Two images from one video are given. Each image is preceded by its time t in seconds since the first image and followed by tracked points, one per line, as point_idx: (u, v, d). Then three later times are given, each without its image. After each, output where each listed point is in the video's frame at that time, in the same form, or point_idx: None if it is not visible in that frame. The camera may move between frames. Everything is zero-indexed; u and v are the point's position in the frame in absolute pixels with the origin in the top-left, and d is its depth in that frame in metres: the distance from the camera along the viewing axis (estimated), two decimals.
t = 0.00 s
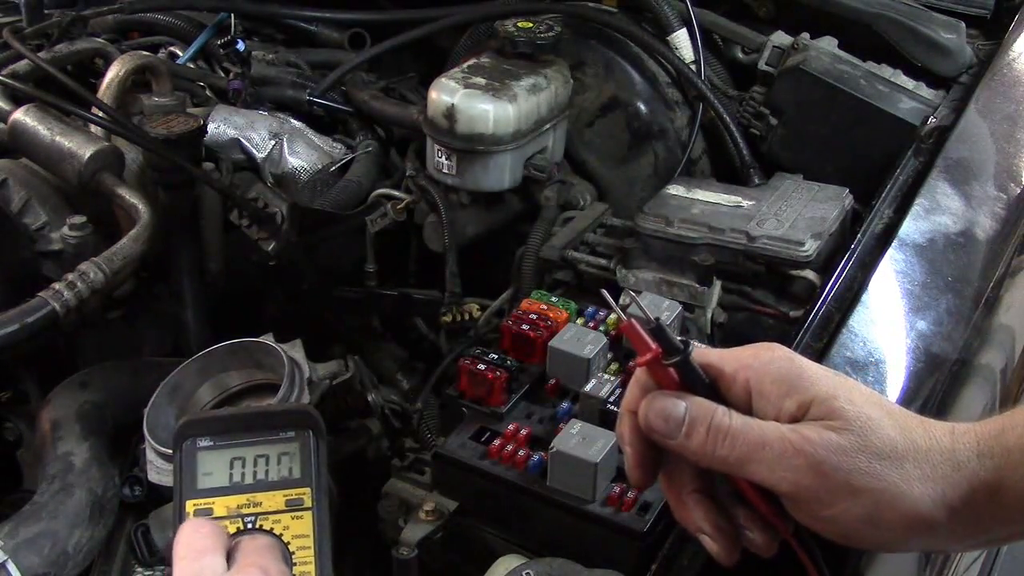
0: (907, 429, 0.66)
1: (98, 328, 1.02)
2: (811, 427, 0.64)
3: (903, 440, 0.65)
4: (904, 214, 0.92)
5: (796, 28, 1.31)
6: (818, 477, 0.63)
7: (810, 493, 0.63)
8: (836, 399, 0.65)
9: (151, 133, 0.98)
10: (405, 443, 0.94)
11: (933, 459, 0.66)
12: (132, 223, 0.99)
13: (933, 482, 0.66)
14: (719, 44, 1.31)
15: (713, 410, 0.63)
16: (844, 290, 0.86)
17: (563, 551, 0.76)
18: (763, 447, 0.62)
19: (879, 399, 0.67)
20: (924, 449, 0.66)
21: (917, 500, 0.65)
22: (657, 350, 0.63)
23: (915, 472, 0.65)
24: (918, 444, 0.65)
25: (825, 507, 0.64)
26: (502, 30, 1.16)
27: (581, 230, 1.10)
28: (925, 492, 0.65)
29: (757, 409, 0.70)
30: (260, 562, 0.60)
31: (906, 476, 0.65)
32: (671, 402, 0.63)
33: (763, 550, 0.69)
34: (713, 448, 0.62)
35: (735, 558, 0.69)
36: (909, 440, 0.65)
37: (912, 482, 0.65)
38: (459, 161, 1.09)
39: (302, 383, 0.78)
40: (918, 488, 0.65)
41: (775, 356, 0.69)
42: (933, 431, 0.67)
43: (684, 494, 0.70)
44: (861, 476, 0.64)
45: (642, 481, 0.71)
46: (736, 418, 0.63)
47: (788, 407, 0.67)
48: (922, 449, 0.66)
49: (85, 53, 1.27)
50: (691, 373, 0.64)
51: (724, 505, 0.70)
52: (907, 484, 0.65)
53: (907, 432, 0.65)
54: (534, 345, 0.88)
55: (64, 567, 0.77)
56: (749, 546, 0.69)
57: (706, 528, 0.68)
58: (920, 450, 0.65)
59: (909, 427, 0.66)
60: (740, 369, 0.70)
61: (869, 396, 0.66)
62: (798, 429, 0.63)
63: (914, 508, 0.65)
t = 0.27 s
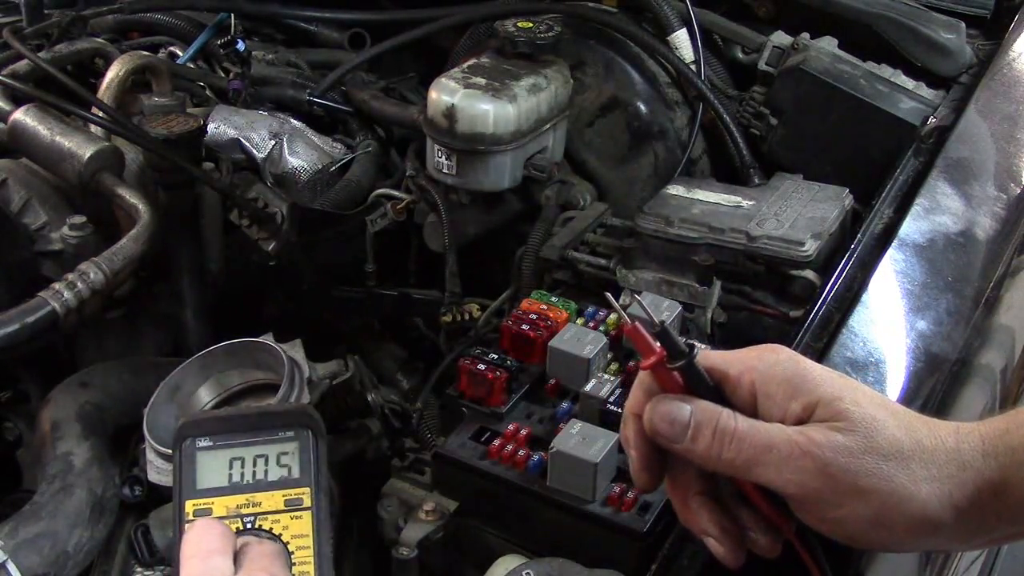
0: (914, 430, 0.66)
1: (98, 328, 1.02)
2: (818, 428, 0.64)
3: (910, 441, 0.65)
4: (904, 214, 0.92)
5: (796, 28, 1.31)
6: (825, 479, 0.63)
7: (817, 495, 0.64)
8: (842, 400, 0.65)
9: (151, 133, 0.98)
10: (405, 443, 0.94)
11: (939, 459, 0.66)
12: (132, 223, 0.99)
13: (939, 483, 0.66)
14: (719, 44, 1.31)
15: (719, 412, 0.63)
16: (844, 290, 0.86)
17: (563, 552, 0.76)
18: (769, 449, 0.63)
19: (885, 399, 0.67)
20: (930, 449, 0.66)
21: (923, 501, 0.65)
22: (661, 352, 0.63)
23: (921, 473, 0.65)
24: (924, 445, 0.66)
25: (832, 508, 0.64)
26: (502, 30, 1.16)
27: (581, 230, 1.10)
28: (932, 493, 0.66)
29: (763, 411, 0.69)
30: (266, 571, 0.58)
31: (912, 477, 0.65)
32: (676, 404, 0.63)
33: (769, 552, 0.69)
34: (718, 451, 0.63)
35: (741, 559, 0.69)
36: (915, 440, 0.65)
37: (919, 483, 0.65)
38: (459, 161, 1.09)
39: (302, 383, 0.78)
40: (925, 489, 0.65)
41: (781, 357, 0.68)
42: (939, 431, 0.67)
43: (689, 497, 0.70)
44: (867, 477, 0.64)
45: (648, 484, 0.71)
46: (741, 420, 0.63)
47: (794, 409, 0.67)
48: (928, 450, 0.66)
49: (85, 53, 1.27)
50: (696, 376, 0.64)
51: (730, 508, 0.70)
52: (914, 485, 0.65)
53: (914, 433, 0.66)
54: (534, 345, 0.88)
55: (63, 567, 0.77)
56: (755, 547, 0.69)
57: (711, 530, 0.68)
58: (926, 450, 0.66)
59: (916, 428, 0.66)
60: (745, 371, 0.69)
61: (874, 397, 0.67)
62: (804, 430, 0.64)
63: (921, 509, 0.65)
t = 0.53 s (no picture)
0: (923, 422, 0.66)
1: (98, 328, 1.02)
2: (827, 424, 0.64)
3: (919, 434, 0.65)
4: (904, 214, 0.92)
5: (796, 28, 1.31)
6: (837, 476, 0.63)
7: (829, 491, 0.64)
8: (849, 396, 0.65)
9: (151, 132, 0.98)
10: (405, 443, 0.94)
11: (949, 451, 0.66)
12: (132, 223, 0.99)
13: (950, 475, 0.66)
14: (719, 45, 1.31)
15: (728, 414, 0.63)
16: (844, 290, 0.87)
17: (563, 552, 0.76)
18: (780, 448, 0.63)
19: (891, 393, 0.67)
20: (940, 442, 0.66)
21: (936, 494, 0.65)
22: (668, 356, 0.61)
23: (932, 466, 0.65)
24: (934, 437, 0.66)
25: (844, 505, 0.65)
26: (502, 30, 1.16)
27: (581, 230, 1.10)
28: (944, 485, 0.66)
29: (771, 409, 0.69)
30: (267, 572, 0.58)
31: (924, 471, 0.65)
32: (685, 407, 0.63)
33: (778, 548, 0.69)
34: (729, 452, 0.63)
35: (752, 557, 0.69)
36: (926, 434, 0.65)
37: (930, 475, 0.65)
38: (460, 161, 1.09)
39: (302, 383, 0.78)
40: (936, 481, 0.65)
41: (787, 356, 0.68)
42: (947, 423, 0.67)
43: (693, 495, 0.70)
44: (878, 472, 0.64)
45: (656, 487, 0.71)
46: (751, 421, 0.63)
47: (802, 407, 0.67)
48: (938, 444, 0.66)
49: (85, 53, 1.27)
50: (702, 377, 0.64)
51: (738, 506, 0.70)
52: (926, 478, 0.65)
53: (924, 426, 0.66)
54: (534, 345, 0.88)
55: (63, 568, 0.76)
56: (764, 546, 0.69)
57: (719, 530, 0.68)
58: (937, 443, 0.66)
59: (925, 421, 0.66)
60: (750, 372, 0.69)
61: (881, 392, 0.66)
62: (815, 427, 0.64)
63: (933, 502, 0.66)
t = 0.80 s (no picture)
0: (926, 421, 0.66)
1: (98, 328, 1.02)
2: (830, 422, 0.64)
3: (922, 432, 0.65)
4: (904, 214, 0.92)
5: (796, 28, 1.31)
6: (841, 475, 0.63)
7: (834, 491, 0.64)
8: (852, 395, 0.66)
9: (151, 132, 0.98)
10: (405, 443, 0.94)
11: (953, 448, 0.66)
12: (132, 223, 0.99)
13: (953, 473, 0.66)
14: (719, 45, 1.32)
15: (731, 415, 0.63)
16: (844, 290, 0.87)
17: (563, 551, 0.76)
18: (784, 448, 0.63)
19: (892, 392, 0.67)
20: (942, 439, 0.66)
21: (940, 492, 0.66)
22: (671, 357, 0.61)
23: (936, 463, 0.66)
24: (937, 436, 0.66)
25: (848, 504, 0.64)
26: (502, 30, 1.16)
27: (581, 230, 1.10)
28: (947, 483, 0.66)
29: (773, 410, 0.69)
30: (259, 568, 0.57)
31: (927, 469, 0.65)
32: (687, 408, 0.63)
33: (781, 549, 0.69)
34: (733, 452, 0.63)
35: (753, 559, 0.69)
36: (928, 432, 0.66)
37: (934, 473, 0.65)
38: (459, 161, 1.09)
39: (302, 383, 0.78)
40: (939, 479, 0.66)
41: (789, 356, 0.68)
42: (949, 421, 0.67)
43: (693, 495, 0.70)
44: (882, 470, 0.64)
45: (657, 488, 0.71)
46: (755, 421, 0.63)
47: (805, 407, 0.67)
48: (941, 441, 0.66)
49: (85, 53, 1.27)
50: (706, 379, 0.64)
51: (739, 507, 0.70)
52: (929, 475, 0.65)
53: (926, 425, 0.66)
54: (534, 346, 0.88)
55: (63, 567, 0.77)
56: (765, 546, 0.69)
57: (721, 531, 0.68)
58: (939, 440, 0.66)
59: (928, 419, 0.66)
60: (753, 374, 0.69)
61: (883, 390, 0.67)
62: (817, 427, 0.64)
63: (936, 501, 0.66)
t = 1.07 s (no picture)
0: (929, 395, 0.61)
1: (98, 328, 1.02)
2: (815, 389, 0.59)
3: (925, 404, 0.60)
4: (904, 214, 0.92)
5: (796, 28, 1.31)
6: (840, 446, 0.57)
7: (834, 468, 0.58)
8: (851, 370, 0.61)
9: (150, 133, 0.98)
10: (405, 443, 0.94)
11: (962, 420, 0.60)
12: (132, 222, 0.99)
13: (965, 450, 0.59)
14: (720, 45, 1.32)
15: (722, 392, 0.60)
16: (844, 290, 0.87)
17: (563, 550, 0.76)
18: (778, 420, 0.58)
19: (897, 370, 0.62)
20: (948, 411, 0.60)
21: (950, 468, 0.59)
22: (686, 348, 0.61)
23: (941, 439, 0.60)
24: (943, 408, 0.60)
25: (850, 483, 0.59)
26: (502, 30, 1.16)
27: (581, 230, 1.10)
28: (958, 460, 0.59)
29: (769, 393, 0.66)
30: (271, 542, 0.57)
31: (933, 445, 0.59)
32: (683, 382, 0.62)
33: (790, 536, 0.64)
34: (724, 425, 0.59)
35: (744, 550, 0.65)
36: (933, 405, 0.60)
37: (941, 449, 0.59)
38: (459, 162, 1.09)
39: (303, 382, 0.78)
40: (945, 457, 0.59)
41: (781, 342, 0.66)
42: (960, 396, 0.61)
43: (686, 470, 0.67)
44: (883, 446, 0.58)
45: (653, 474, 0.69)
46: (745, 396, 0.59)
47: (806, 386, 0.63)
48: (947, 413, 0.60)
49: (85, 53, 1.27)
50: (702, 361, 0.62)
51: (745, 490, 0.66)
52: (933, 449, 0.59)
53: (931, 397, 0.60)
54: (534, 345, 0.88)
55: (63, 567, 0.77)
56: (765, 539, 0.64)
57: (706, 520, 0.64)
58: (943, 413, 0.60)
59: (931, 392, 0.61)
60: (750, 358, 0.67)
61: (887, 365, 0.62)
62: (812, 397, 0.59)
63: (948, 481, 0.59)
